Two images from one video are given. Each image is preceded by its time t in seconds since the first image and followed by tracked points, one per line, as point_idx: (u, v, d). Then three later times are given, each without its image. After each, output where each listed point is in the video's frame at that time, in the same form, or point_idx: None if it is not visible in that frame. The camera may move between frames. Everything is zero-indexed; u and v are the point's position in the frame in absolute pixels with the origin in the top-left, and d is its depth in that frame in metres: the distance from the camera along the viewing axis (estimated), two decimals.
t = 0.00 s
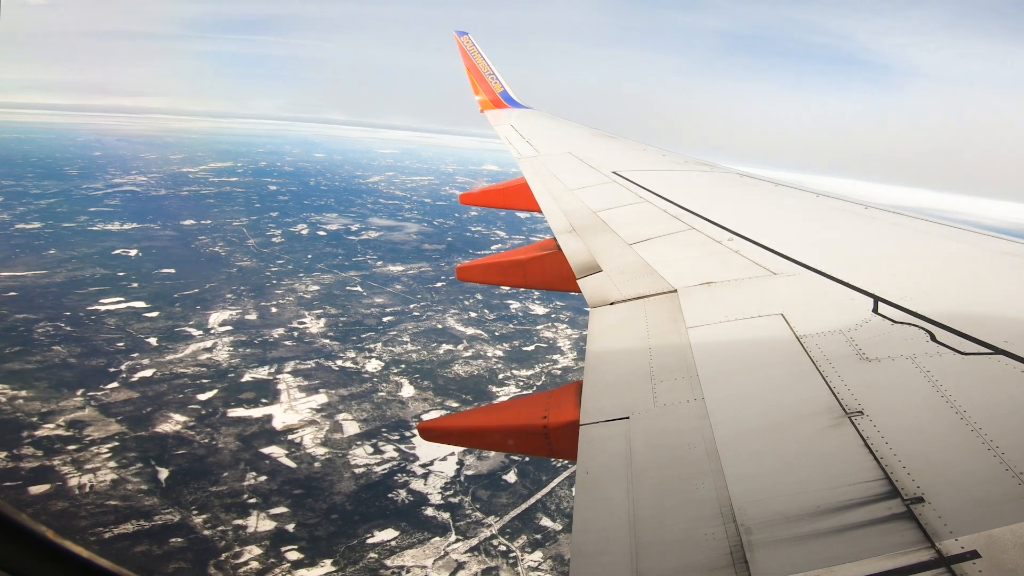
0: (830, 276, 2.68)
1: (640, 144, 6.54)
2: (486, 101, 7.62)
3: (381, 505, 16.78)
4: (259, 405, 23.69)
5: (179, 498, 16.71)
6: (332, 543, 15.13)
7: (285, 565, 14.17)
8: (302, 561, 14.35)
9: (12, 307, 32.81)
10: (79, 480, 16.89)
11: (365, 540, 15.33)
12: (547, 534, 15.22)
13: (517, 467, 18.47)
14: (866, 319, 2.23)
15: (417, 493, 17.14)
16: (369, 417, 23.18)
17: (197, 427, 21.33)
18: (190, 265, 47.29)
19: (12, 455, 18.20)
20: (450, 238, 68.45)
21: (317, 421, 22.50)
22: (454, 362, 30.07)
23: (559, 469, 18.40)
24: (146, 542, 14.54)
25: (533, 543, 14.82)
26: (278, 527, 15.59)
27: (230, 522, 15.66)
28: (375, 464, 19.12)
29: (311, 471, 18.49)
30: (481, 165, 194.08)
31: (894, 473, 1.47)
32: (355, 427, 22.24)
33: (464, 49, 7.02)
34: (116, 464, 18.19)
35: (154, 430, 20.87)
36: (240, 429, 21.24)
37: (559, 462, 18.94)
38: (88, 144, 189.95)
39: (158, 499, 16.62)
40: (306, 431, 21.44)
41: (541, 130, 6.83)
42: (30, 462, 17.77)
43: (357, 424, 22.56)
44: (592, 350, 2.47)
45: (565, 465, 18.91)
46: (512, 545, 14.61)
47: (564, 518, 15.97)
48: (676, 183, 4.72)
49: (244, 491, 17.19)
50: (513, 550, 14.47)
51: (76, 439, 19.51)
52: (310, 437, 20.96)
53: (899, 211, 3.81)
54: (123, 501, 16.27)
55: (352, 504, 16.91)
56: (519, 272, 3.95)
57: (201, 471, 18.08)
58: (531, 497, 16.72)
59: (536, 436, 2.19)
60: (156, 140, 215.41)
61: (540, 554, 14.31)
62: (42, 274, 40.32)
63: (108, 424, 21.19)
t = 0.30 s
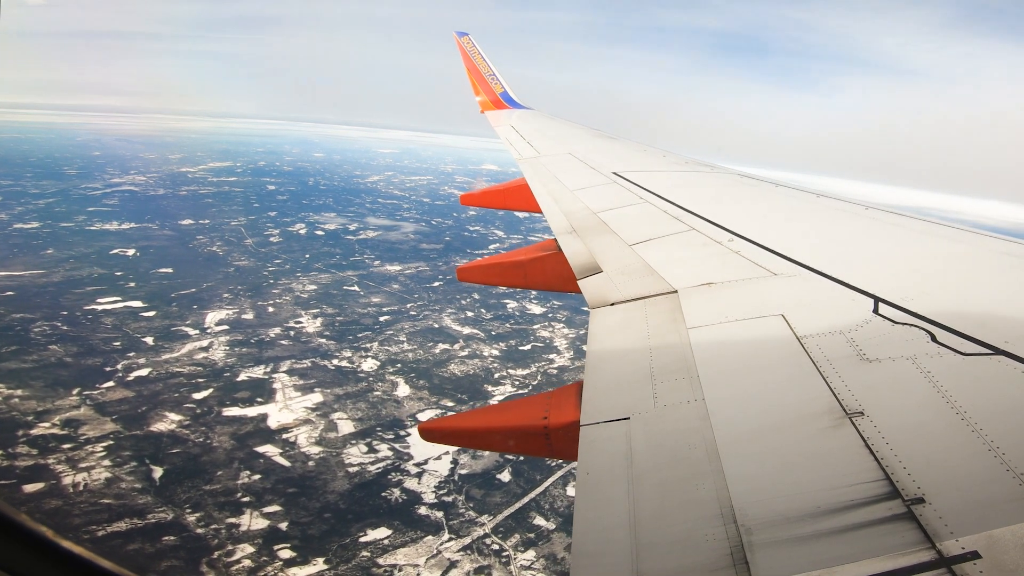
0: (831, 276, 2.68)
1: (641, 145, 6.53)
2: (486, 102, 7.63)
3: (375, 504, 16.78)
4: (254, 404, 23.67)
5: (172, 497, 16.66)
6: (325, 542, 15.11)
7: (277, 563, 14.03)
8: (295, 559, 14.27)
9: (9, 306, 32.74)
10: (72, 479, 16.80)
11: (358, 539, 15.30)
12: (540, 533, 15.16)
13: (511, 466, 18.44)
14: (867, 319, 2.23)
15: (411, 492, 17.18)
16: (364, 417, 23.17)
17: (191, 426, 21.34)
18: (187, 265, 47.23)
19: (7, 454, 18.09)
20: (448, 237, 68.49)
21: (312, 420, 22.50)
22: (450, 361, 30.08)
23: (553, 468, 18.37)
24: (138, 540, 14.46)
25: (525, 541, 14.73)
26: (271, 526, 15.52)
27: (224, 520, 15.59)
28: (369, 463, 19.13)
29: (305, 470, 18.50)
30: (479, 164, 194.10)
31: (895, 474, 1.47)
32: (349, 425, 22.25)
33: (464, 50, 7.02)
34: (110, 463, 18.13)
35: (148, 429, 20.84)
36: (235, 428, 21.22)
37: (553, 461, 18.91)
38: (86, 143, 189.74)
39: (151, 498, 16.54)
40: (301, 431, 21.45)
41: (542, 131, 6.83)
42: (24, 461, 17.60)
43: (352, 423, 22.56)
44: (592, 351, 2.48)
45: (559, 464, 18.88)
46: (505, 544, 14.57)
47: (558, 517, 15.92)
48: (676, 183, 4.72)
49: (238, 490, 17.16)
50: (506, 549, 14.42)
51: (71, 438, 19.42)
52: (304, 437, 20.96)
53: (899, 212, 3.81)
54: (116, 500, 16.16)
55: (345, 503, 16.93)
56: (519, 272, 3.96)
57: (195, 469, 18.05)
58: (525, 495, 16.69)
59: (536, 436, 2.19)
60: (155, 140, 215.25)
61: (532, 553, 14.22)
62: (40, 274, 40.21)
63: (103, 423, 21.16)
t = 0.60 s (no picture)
0: (830, 276, 2.69)
1: (641, 145, 6.53)
2: (486, 102, 7.63)
3: (368, 503, 16.76)
4: (249, 403, 23.66)
5: (166, 496, 16.60)
6: (317, 540, 15.07)
7: (269, 561, 13.88)
8: (287, 557, 14.11)
9: (6, 306, 32.69)
10: (67, 477, 16.79)
11: (350, 537, 15.22)
12: (533, 532, 15.12)
13: (505, 465, 18.42)
14: (866, 319, 2.23)
15: (405, 491, 17.17)
16: (359, 416, 23.15)
17: (186, 425, 21.31)
18: (184, 265, 47.20)
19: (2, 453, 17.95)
20: (446, 237, 68.47)
21: (307, 419, 22.51)
22: (446, 360, 30.09)
23: (548, 467, 18.35)
24: (132, 538, 14.41)
25: (518, 540, 14.70)
26: (264, 525, 15.37)
27: (217, 518, 15.48)
28: (364, 462, 19.12)
29: (299, 469, 18.50)
30: (478, 164, 194.15)
31: (895, 475, 1.47)
32: (344, 424, 22.24)
33: (464, 50, 7.02)
34: (104, 462, 18.09)
35: (143, 428, 20.81)
36: (230, 427, 21.22)
37: (548, 460, 18.88)
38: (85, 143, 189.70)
39: (145, 496, 16.51)
40: (295, 429, 21.46)
41: (542, 131, 6.82)
42: (19, 459, 17.43)
43: (347, 422, 22.57)
44: (592, 350, 2.48)
45: (554, 463, 18.85)
46: (498, 543, 14.54)
47: (551, 516, 15.87)
48: (677, 184, 4.73)
49: (231, 488, 17.04)
50: (498, 548, 14.40)
51: (66, 437, 19.33)
52: (299, 435, 20.95)
53: (899, 212, 3.81)
54: (110, 498, 16.07)
55: (339, 501, 16.90)
56: (519, 272, 3.96)
57: (189, 468, 18.04)
58: (518, 494, 16.69)
59: (536, 436, 2.19)
60: (154, 140, 215.25)
61: (525, 552, 14.17)
62: (37, 274, 40.12)
63: (99, 421, 21.12)
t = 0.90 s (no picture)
0: (831, 274, 2.69)
1: (641, 143, 6.54)
2: (486, 100, 7.62)
3: (362, 501, 16.73)
4: (244, 402, 23.68)
5: (160, 495, 16.57)
6: (310, 538, 15.02)
7: (262, 559, 13.84)
8: (279, 556, 14.03)
9: (2, 305, 32.62)
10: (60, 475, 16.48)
11: (343, 536, 15.19)
12: (526, 531, 15.11)
13: (500, 465, 18.40)
14: (865, 318, 2.24)
15: (398, 489, 17.16)
16: (354, 415, 23.19)
17: (181, 423, 21.32)
18: (182, 264, 47.17)
19: None
20: (444, 236, 68.45)
21: (302, 418, 22.53)
22: (442, 360, 30.11)
23: (542, 466, 18.33)
24: (125, 535, 14.35)
25: (511, 539, 14.70)
26: (257, 523, 15.43)
27: (210, 517, 15.53)
28: (358, 460, 19.13)
29: (294, 468, 18.50)
30: (477, 164, 194.34)
31: (894, 473, 1.47)
32: (339, 423, 22.27)
33: (464, 48, 7.02)
34: (99, 460, 18.02)
35: (138, 427, 20.81)
36: (224, 426, 21.26)
37: (542, 459, 18.87)
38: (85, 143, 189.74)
39: (139, 494, 16.45)
40: (290, 428, 21.48)
41: (542, 129, 6.83)
42: (14, 456, 17.23)
43: (342, 421, 22.60)
44: (592, 349, 2.48)
45: (548, 462, 18.83)
46: (491, 542, 14.56)
47: (545, 515, 15.84)
48: (677, 182, 4.73)
49: (225, 487, 17.17)
50: (491, 546, 14.41)
51: (61, 436, 19.18)
52: (293, 434, 20.95)
53: (901, 212, 3.79)
54: (104, 496, 15.82)
55: (332, 500, 16.89)
56: (517, 271, 3.97)
57: (183, 467, 18.04)
58: (512, 493, 16.70)
59: (536, 434, 2.19)
60: (153, 139, 215.24)
61: (518, 551, 14.16)
62: (35, 273, 40.02)
63: (94, 420, 21.04)
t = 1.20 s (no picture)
0: (830, 274, 2.69)
1: (642, 142, 6.54)
2: (486, 99, 7.62)
3: (355, 501, 16.68)
4: (240, 402, 23.72)
5: (153, 493, 16.47)
6: (302, 537, 14.99)
7: (254, 558, 13.88)
8: (272, 554, 14.13)
9: None
10: (55, 473, 16.57)
11: (336, 535, 15.08)
12: (519, 530, 15.06)
13: (494, 464, 18.34)
14: (866, 316, 2.23)
15: (392, 489, 17.11)
16: (349, 414, 23.18)
17: (176, 422, 21.32)
18: (180, 264, 47.18)
19: None
20: (442, 236, 68.43)
21: (297, 418, 22.52)
22: (438, 360, 30.12)
23: (536, 466, 18.27)
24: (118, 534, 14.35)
25: (504, 539, 14.67)
26: (250, 521, 15.41)
27: (203, 515, 15.54)
28: (352, 459, 19.10)
29: (288, 467, 18.47)
30: (476, 164, 194.45)
31: (894, 471, 1.47)
32: (334, 423, 22.27)
33: (464, 47, 7.02)
34: (93, 459, 17.94)
35: (133, 426, 20.77)
36: (219, 425, 21.28)
37: (537, 459, 18.83)
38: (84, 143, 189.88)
39: (133, 493, 16.37)
40: (285, 427, 21.48)
41: (543, 128, 6.83)
42: (8, 456, 17.22)
43: (337, 420, 22.59)
44: (592, 347, 2.48)
45: (543, 462, 18.77)
46: (483, 541, 14.56)
47: (539, 515, 15.77)
48: (677, 180, 4.73)
49: (219, 485, 17.13)
50: (484, 545, 14.42)
51: (56, 435, 19.05)
52: (288, 434, 20.92)
53: (901, 211, 3.79)
54: (98, 495, 15.93)
55: (326, 499, 16.78)
56: (518, 269, 3.96)
57: (177, 466, 18.03)
58: (506, 493, 16.69)
59: (536, 434, 2.19)
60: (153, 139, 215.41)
61: (511, 550, 14.13)
62: (33, 273, 39.97)
63: (89, 420, 20.90)
